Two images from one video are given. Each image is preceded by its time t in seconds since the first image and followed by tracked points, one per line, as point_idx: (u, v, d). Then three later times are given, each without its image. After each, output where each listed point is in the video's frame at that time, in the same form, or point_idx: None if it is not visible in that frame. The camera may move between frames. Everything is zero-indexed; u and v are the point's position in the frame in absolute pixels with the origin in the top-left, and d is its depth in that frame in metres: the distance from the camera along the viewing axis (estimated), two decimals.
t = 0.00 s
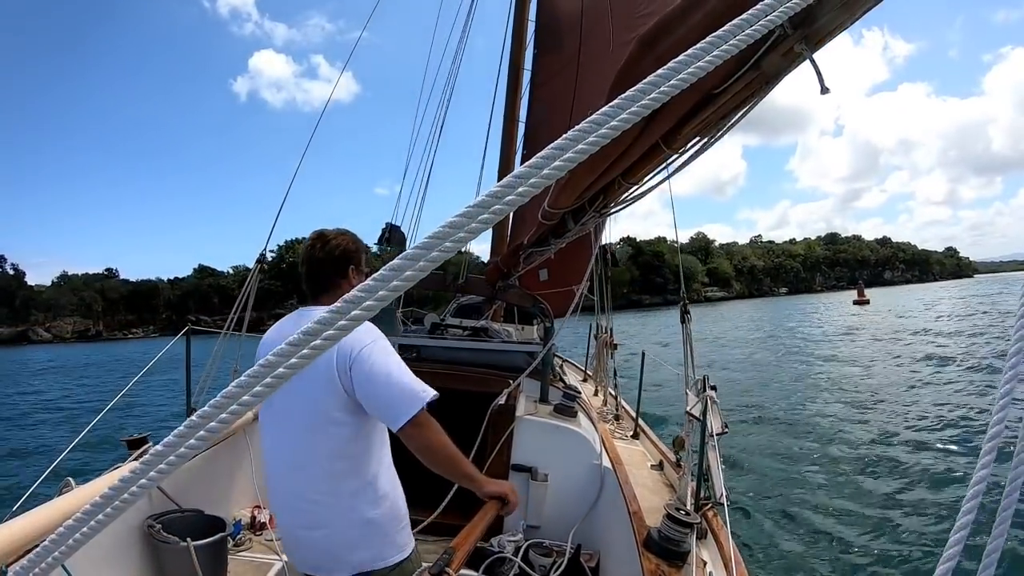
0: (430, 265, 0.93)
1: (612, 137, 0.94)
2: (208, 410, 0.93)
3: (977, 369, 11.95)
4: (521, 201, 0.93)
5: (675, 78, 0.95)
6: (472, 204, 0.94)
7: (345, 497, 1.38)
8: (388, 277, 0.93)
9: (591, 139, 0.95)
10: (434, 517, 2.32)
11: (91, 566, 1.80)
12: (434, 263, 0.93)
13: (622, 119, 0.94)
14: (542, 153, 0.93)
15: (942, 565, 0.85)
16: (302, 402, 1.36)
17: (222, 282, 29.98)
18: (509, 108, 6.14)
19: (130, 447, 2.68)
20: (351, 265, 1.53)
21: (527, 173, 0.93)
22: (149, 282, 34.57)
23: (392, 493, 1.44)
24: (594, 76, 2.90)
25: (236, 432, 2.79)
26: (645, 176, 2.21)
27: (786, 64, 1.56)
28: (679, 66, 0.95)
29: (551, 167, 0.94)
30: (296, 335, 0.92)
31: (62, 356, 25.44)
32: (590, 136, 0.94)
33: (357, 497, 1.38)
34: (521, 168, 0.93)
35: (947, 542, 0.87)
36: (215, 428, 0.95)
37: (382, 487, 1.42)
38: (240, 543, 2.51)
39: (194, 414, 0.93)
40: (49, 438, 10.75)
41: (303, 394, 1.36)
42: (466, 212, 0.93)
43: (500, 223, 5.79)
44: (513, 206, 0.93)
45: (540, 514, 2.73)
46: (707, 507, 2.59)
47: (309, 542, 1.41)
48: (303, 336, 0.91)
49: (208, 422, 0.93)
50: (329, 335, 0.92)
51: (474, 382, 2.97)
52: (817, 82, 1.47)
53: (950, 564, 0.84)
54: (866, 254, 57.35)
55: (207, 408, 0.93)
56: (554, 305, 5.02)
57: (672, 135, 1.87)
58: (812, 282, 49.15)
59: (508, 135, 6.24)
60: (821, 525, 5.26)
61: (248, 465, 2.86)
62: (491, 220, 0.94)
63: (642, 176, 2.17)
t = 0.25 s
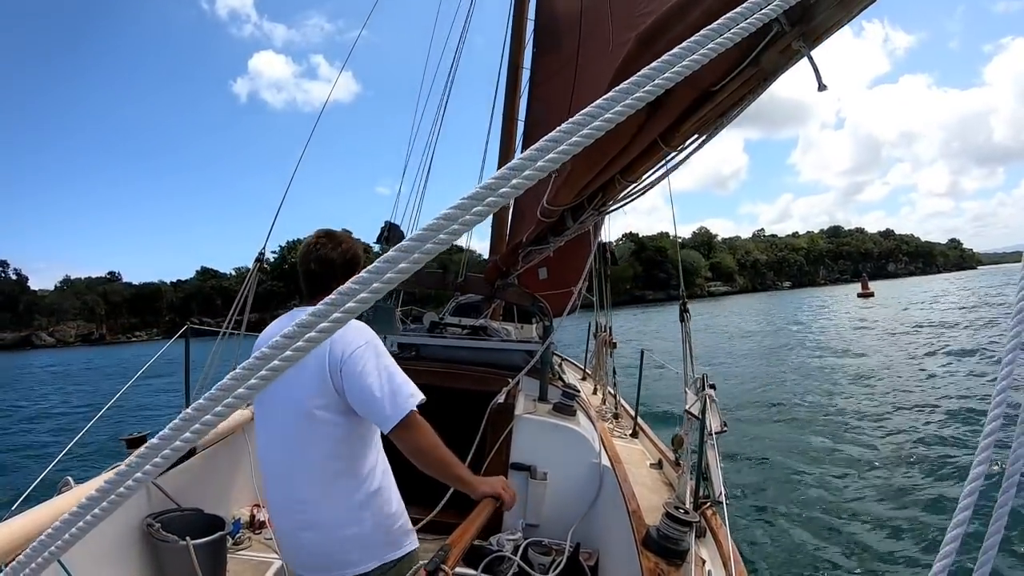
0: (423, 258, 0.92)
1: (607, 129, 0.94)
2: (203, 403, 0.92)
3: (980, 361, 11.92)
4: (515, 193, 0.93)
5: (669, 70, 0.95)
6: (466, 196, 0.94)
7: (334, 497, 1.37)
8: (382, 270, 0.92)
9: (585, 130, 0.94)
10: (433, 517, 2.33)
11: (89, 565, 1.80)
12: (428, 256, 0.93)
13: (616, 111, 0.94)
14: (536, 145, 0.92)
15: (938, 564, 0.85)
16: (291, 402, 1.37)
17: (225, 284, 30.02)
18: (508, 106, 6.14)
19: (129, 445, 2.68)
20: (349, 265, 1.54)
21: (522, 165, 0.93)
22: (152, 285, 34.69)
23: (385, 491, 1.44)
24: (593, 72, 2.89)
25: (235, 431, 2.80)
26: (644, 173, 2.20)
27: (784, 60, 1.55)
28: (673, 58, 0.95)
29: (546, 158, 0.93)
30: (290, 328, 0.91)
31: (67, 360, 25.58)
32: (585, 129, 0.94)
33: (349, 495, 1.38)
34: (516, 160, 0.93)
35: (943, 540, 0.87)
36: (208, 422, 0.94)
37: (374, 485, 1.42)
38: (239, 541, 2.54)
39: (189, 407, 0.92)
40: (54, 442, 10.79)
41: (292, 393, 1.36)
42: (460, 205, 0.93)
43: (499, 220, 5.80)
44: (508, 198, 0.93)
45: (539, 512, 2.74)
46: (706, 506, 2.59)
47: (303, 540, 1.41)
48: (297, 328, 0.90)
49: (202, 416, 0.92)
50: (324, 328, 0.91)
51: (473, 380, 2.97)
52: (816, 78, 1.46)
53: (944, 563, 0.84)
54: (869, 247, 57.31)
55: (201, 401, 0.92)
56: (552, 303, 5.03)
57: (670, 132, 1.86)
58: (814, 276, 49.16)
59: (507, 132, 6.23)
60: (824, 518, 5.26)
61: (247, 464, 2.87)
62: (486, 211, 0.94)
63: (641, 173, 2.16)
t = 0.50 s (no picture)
0: (425, 259, 0.92)
1: (610, 131, 0.94)
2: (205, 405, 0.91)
3: (984, 354, 11.91)
4: (517, 194, 0.93)
5: (671, 72, 0.95)
6: (469, 198, 0.94)
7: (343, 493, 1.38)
8: (384, 271, 0.91)
9: (588, 132, 0.94)
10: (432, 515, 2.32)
11: (89, 564, 1.81)
12: (430, 258, 0.92)
13: (618, 113, 0.94)
14: (538, 147, 0.92)
15: (937, 565, 0.85)
16: (291, 402, 1.38)
17: (228, 286, 30.11)
18: (507, 105, 6.14)
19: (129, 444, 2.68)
20: (346, 267, 1.55)
21: (525, 167, 0.93)
22: (155, 289, 34.75)
23: (388, 488, 1.44)
24: (593, 70, 2.89)
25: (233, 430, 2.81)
26: (644, 172, 2.20)
27: (784, 60, 1.54)
28: (674, 62, 0.95)
29: (549, 161, 0.93)
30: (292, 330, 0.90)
31: (72, 365, 25.65)
32: (588, 131, 0.94)
33: (350, 494, 1.38)
34: (519, 162, 0.92)
35: (943, 540, 0.86)
36: (209, 426, 0.93)
37: (380, 482, 1.42)
38: (239, 539, 2.51)
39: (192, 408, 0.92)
40: (61, 445, 10.84)
41: (291, 394, 1.37)
42: (463, 206, 0.93)
43: (499, 219, 5.80)
44: (511, 200, 0.92)
45: (538, 509, 2.75)
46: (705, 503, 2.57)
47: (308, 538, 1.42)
48: (300, 330, 0.90)
49: (203, 418, 0.92)
50: (324, 329, 0.90)
51: (473, 378, 2.97)
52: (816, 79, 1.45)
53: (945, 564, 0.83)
54: (871, 240, 57.21)
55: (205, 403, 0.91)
56: (552, 301, 5.03)
57: (670, 130, 1.85)
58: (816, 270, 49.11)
59: (506, 131, 6.23)
60: (828, 513, 5.26)
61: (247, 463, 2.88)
62: (488, 214, 0.94)
63: (641, 172, 2.16)
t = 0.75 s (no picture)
0: (426, 256, 0.92)
1: (611, 127, 0.94)
2: (205, 403, 0.92)
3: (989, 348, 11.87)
4: (518, 191, 0.93)
5: (672, 68, 0.94)
6: (469, 194, 0.94)
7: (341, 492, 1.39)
8: (386, 268, 0.92)
9: (589, 128, 0.94)
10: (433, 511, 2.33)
11: (89, 562, 1.81)
12: (431, 254, 0.93)
13: (620, 109, 0.93)
14: (538, 143, 0.92)
15: (937, 561, 0.84)
16: (294, 403, 1.38)
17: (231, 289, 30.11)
18: (507, 103, 6.14)
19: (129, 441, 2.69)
20: (347, 266, 1.56)
21: (525, 162, 0.92)
22: (159, 293, 34.86)
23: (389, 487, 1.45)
24: (593, 68, 2.89)
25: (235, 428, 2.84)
26: (644, 169, 2.20)
27: (784, 56, 1.54)
28: (673, 58, 0.95)
29: (550, 157, 0.93)
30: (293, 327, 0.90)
31: (77, 370, 25.77)
32: (588, 127, 0.94)
33: (352, 494, 1.39)
34: (520, 158, 0.92)
35: (943, 537, 0.86)
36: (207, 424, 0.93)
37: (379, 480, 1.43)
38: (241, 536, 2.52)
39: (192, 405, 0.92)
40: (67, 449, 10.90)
41: (294, 395, 1.38)
42: (463, 203, 0.93)
43: (499, 217, 5.81)
44: (511, 197, 0.93)
45: (539, 506, 2.75)
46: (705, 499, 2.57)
47: (310, 537, 1.43)
48: (300, 327, 0.90)
49: (204, 414, 0.92)
50: (325, 326, 0.91)
51: (474, 374, 2.98)
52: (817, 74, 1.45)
53: (943, 561, 0.83)
54: (873, 236, 57.12)
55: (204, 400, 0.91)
56: (553, 299, 5.03)
57: (670, 126, 1.85)
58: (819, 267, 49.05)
59: (507, 129, 6.23)
60: (832, 508, 5.25)
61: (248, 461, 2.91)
62: (489, 210, 0.94)
63: (641, 168, 2.17)
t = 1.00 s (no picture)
0: (428, 256, 0.92)
1: (615, 126, 0.93)
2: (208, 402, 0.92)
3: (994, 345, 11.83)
4: (521, 191, 0.92)
5: (676, 68, 0.94)
6: (472, 195, 0.94)
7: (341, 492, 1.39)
8: (389, 268, 0.92)
9: (593, 128, 0.94)
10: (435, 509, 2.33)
11: (92, 560, 1.82)
12: (434, 255, 0.93)
13: (623, 109, 0.93)
14: (542, 144, 0.92)
15: (938, 562, 0.84)
16: (294, 400, 1.38)
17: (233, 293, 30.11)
18: (508, 103, 6.15)
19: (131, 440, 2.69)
20: (351, 266, 1.57)
21: (528, 163, 0.92)
22: (162, 297, 34.92)
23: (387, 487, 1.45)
24: (595, 67, 2.89)
25: (236, 426, 2.85)
26: (646, 167, 2.20)
27: (787, 54, 1.54)
28: (677, 58, 0.94)
29: (553, 157, 0.93)
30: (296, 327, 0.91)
31: (82, 375, 25.83)
32: (591, 127, 0.94)
33: (348, 494, 1.39)
34: (524, 158, 0.92)
35: (946, 536, 0.86)
36: (209, 425, 0.94)
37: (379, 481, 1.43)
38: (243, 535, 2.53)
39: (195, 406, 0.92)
40: (70, 453, 10.91)
41: (294, 392, 1.38)
42: (466, 204, 0.93)
43: (500, 216, 5.82)
44: (514, 197, 0.92)
45: (540, 504, 2.74)
46: (707, 497, 2.57)
47: (305, 534, 1.43)
48: (304, 327, 0.90)
49: (208, 414, 0.93)
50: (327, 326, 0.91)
51: (475, 373, 2.98)
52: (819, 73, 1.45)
53: (945, 561, 0.83)
54: (876, 234, 56.99)
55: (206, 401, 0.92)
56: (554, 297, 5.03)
57: (672, 125, 1.86)
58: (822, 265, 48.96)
59: (508, 129, 6.24)
60: (836, 506, 5.24)
61: (250, 459, 2.92)
62: (492, 210, 0.94)
63: (643, 166, 2.17)
